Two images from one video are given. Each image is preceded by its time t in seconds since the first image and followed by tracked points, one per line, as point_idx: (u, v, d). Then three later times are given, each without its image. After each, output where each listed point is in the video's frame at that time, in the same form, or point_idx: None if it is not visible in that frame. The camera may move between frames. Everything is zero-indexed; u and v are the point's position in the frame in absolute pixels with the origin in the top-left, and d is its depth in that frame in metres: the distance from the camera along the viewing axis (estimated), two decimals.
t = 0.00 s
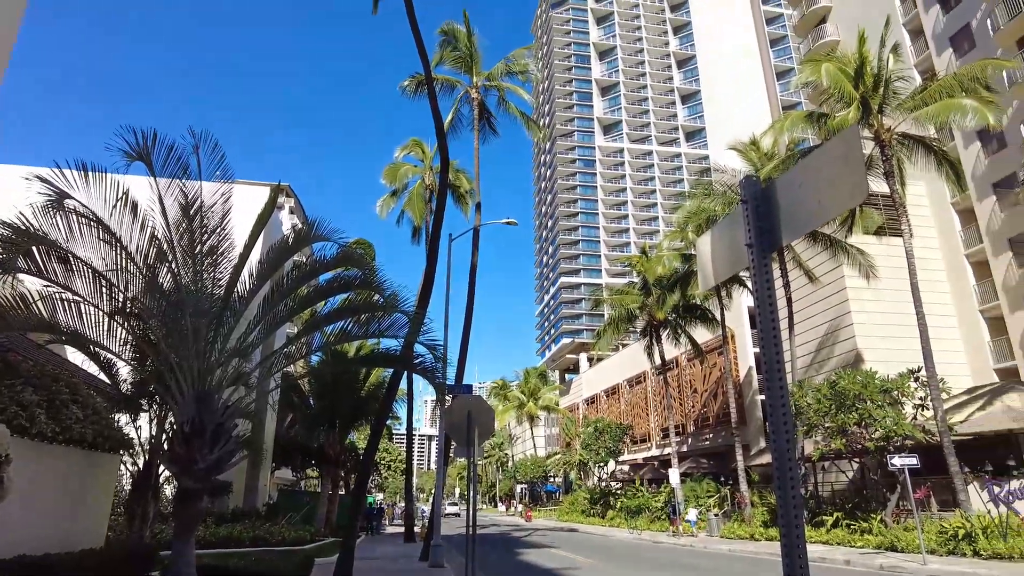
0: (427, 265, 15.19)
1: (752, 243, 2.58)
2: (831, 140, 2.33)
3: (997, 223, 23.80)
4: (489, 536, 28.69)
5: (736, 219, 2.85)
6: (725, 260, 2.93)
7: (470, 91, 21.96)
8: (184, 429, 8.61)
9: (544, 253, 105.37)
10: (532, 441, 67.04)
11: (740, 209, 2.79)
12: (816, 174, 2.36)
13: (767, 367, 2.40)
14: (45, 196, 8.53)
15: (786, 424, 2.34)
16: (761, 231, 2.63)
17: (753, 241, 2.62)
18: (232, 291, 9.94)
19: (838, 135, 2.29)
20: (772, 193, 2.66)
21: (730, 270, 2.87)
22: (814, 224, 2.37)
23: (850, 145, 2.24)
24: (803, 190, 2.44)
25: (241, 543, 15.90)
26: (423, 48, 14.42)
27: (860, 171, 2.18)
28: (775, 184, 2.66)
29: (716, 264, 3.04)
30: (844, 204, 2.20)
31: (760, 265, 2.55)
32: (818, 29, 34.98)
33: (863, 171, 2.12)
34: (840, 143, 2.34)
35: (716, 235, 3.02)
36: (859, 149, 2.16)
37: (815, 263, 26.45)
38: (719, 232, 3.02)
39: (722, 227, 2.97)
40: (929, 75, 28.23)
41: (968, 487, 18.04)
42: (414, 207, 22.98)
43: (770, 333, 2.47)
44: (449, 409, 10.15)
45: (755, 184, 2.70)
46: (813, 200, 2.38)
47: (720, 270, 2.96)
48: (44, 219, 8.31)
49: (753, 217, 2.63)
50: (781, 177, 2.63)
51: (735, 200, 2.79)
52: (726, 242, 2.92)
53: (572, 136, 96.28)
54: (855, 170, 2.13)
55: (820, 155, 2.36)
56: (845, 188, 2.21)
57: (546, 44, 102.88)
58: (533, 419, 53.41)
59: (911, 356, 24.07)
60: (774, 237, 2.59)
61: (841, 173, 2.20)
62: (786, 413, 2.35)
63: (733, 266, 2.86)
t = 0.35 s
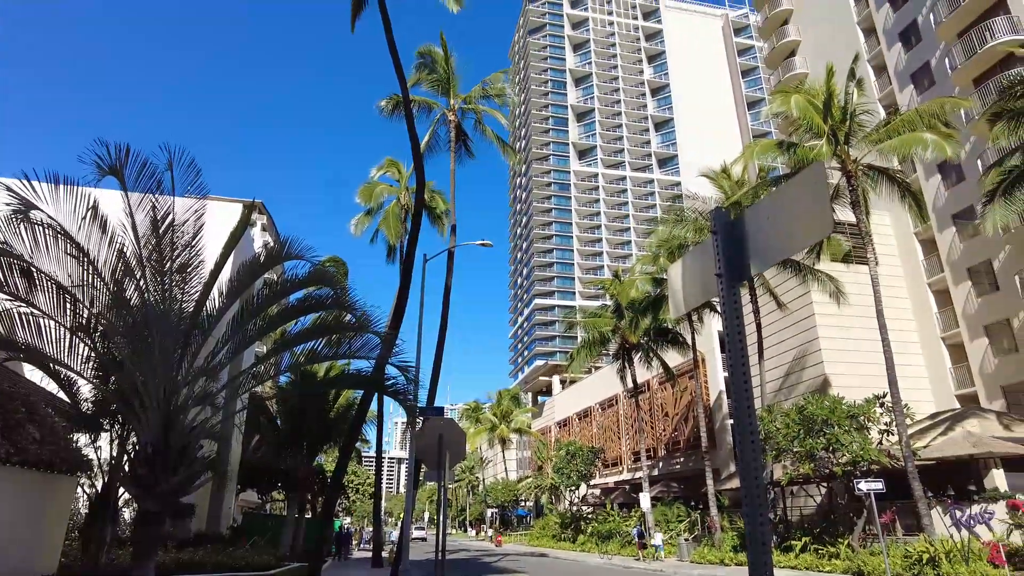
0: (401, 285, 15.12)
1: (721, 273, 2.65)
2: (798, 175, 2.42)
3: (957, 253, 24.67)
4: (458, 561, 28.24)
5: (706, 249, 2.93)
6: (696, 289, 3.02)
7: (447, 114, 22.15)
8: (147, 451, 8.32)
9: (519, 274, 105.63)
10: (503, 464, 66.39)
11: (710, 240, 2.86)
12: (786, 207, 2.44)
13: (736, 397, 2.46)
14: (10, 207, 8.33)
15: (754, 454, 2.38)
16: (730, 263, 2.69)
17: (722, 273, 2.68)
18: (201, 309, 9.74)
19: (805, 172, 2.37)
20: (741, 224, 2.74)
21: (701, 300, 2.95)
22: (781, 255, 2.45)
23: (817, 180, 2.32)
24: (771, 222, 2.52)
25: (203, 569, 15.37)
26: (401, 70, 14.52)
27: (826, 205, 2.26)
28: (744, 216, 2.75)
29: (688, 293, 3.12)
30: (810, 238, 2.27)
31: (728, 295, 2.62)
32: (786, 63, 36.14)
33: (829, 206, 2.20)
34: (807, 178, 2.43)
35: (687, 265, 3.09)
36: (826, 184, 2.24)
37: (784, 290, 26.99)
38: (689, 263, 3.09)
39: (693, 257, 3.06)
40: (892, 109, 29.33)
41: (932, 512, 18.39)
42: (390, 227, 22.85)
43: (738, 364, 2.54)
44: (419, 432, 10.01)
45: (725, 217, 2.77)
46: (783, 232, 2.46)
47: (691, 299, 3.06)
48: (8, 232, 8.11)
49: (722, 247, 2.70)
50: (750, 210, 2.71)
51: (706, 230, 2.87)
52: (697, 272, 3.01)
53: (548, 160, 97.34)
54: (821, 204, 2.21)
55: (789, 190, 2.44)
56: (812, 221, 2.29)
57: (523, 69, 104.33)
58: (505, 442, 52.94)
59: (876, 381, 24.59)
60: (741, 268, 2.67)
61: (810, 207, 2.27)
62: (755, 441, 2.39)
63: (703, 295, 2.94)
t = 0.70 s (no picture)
0: (374, 306, 15.02)
1: (693, 303, 2.81)
2: (766, 211, 2.61)
3: (921, 284, 25.40)
4: None
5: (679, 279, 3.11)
6: (669, 317, 3.20)
7: (424, 137, 22.26)
8: (107, 474, 7.99)
9: (494, 298, 105.54)
10: (474, 490, 65.46)
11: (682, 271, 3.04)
12: (754, 240, 2.62)
13: (704, 418, 2.58)
14: None
15: (722, 480, 2.52)
16: (699, 292, 2.85)
17: (692, 302, 2.84)
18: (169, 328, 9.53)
19: (774, 208, 2.55)
20: (712, 256, 2.92)
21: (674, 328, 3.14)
22: (751, 286, 2.62)
23: (784, 216, 2.51)
24: (740, 255, 2.70)
25: None
26: (379, 93, 14.59)
27: (794, 240, 2.43)
28: (714, 248, 2.93)
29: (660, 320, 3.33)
30: (776, 271, 2.46)
31: (698, 324, 2.78)
32: (757, 96, 37.17)
33: (796, 241, 2.38)
34: (773, 213, 2.63)
35: (662, 292, 3.30)
36: (792, 221, 2.43)
37: (754, 317, 27.42)
38: (663, 290, 3.30)
39: (666, 286, 3.26)
40: (858, 144, 30.29)
41: (900, 539, 18.56)
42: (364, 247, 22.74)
43: (708, 389, 2.66)
44: (389, 457, 9.80)
45: (695, 248, 2.96)
46: (753, 264, 2.62)
47: (666, 327, 3.26)
48: None
49: (693, 278, 2.87)
50: (720, 243, 2.90)
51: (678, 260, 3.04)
52: (671, 301, 3.20)
53: (524, 185, 98.17)
54: (787, 238, 2.39)
55: (758, 225, 2.63)
56: (780, 256, 2.46)
57: (501, 95, 105.56)
58: (477, 467, 52.27)
59: (844, 408, 24.97)
60: (713, 297, 2.84)
61: (778, 242, 2.45)
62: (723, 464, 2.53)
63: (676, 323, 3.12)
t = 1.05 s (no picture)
0: (348, 327, 14.87)
1: (667, 329, 2.97)
2: (737, 242, 2.80)
3: (889, 312, 25.99)
4: None
5: (650, 306, 3.29)
6: (642, 343, 3.36)
7: (403, 158, 22.31)
8: (64, 496, 7.68)
9: (469, 320, 105.22)
10: (445, 515, 64.36)
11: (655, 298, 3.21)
12: (727, 271, 2.80)
13: (676, 442, 2.70)
14: None
15: (694, 501, 2.63)
16: (672, 320, 3.01)
17: (666, 329, 2.99)
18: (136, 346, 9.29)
19: (746, 240, 2.74)
20: (683, 285, 3.11)
21: (645, 354, 3.31)
22: (722, 314, 2.80)
23: (755, 248, 2.70)
24: (711, 285, 2.88)
25: None
26: (358, 112, 14.60)
27: (762, 271, 2.63)
28: (687, 277, 3.12)
29: (633, 346, 3.47)
30: (747, 299, 2.64)
31: (672, 349, 2.94)
32: (731, 126, 38.09)
33: (766, 272, 2.57)
34: (743, 245, 2.82)
35: (634, 318, 3.46)
36: (763, 253, 2.62)
37: (727, 343, 27.72)
38: (636, 316, 3.46)
39: (638, 314, 3.43)
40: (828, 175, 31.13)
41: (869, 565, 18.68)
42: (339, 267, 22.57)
43: (680, 416, 2.79)
44: (359, 481, 9.58)
45: (670, 277, 3.14)
46: (724, 293, 2.80)
47: (638, 352, 3.42)
48: None
49: (667, 304, 3.04)
50: (691, 272, 3.09)
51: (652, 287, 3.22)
52: (642, 328, 3.36)
53: (502, 208, 98.71)
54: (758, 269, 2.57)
55: (729, 256, 2.82)
56: (750, 286, 2.65)
57: (480, 119, 106.56)
58: (449, 492, 51.49)
59: (814, 435, 25.26)
60: (684, 325, 3.01)
61: (751, 272, 2.63)
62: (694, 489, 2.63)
63: (648, 348, 3.28)
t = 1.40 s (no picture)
0: (325, 344, 14.74)
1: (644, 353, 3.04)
2: (715, 267, 2.88)
3: (863, 338, 26.42)
4: None
5: (628, 330, 3.35)
6: (619, 366, 3.42)
7: (384, 176, 22.31)
8: (25, 517, 7.39)
9: (448, 340, 104.71)
10: (419, 539, 63.26)
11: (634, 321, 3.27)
12: (703, 296, 2.88)
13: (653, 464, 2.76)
14: None
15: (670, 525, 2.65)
16: (650, 344, 3.09)
17: (644, 353, 3.06)
18: (106, 361, 9.07)
19: (722, 267, 2.82)
20: (661, 309, 3.18)
21: (623, 377, 3.37)
22: (698, 339, 2.87)
23: (732, 274, 2.77)
24: (689, 309, 2.96)
25: None
26: (340, 129, 14.62)
27: (739, 297, 2.70)
28: (665, 302, 3.19)
29: (612, 370, 3.50)
30: (724, 326, 2.71)
31: (649, 373, 3.00)
32: (710, 153, 38.78)
33: (741, 299, 2.65)
34: (720, 270, 2.89)
35: (614, 342, 3.51)
36: (740, 279, 2.70)
37: (704, 367, 27.93)
38: (615, 341, 3.51)
39: (616, 337, 3.49)
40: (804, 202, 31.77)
41: None
42: (317, 285, 22.37)
43: (657, 438, 2.85)
44: (332, 504, 9.36)
45: (648, 301, 3.22)
46: (701, 317, 2.87)
47: (615, 375, 3.47)
48: None
49: (644, 328, 3.10)
50: (669, 296, 3.16)
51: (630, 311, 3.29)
52: (619, 351, 3.42)
53: (483, 229, 98.96)
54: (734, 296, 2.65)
55: (707, 281, 2.89)
56: (726, 312, 2.72)
57: (463, 140, 107.24)
58: (423, 516, 50.62)
59: (790, 460, 25.42)
60: (662, 349, 3.08)
61: (727, 299, 2.71)
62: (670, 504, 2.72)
63: (625, 371, 3.34)
